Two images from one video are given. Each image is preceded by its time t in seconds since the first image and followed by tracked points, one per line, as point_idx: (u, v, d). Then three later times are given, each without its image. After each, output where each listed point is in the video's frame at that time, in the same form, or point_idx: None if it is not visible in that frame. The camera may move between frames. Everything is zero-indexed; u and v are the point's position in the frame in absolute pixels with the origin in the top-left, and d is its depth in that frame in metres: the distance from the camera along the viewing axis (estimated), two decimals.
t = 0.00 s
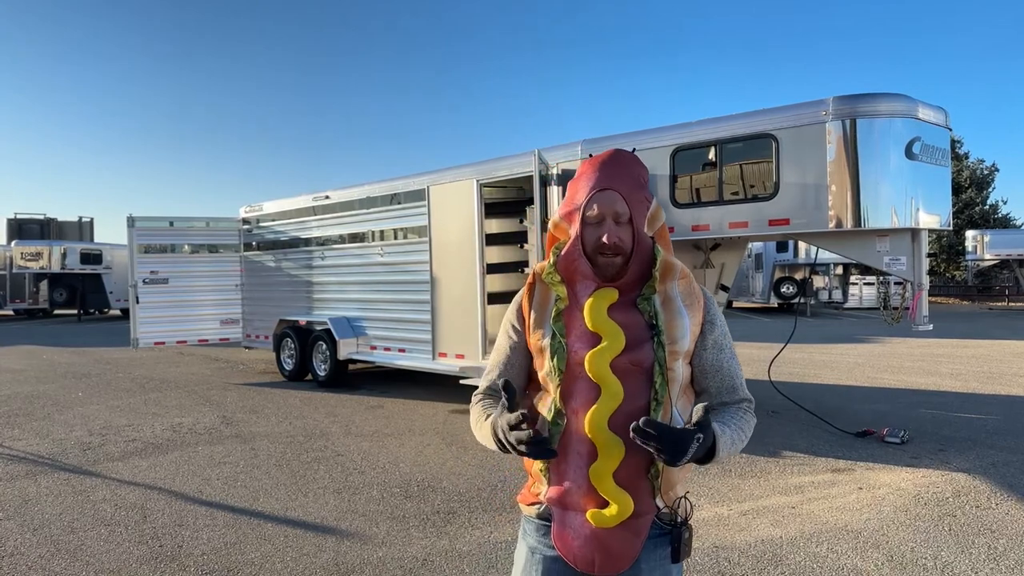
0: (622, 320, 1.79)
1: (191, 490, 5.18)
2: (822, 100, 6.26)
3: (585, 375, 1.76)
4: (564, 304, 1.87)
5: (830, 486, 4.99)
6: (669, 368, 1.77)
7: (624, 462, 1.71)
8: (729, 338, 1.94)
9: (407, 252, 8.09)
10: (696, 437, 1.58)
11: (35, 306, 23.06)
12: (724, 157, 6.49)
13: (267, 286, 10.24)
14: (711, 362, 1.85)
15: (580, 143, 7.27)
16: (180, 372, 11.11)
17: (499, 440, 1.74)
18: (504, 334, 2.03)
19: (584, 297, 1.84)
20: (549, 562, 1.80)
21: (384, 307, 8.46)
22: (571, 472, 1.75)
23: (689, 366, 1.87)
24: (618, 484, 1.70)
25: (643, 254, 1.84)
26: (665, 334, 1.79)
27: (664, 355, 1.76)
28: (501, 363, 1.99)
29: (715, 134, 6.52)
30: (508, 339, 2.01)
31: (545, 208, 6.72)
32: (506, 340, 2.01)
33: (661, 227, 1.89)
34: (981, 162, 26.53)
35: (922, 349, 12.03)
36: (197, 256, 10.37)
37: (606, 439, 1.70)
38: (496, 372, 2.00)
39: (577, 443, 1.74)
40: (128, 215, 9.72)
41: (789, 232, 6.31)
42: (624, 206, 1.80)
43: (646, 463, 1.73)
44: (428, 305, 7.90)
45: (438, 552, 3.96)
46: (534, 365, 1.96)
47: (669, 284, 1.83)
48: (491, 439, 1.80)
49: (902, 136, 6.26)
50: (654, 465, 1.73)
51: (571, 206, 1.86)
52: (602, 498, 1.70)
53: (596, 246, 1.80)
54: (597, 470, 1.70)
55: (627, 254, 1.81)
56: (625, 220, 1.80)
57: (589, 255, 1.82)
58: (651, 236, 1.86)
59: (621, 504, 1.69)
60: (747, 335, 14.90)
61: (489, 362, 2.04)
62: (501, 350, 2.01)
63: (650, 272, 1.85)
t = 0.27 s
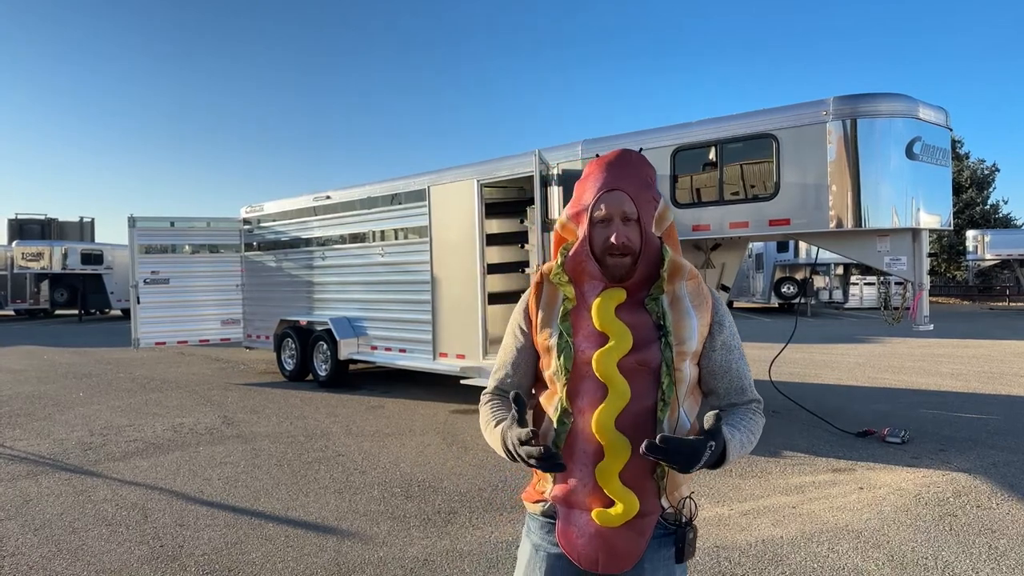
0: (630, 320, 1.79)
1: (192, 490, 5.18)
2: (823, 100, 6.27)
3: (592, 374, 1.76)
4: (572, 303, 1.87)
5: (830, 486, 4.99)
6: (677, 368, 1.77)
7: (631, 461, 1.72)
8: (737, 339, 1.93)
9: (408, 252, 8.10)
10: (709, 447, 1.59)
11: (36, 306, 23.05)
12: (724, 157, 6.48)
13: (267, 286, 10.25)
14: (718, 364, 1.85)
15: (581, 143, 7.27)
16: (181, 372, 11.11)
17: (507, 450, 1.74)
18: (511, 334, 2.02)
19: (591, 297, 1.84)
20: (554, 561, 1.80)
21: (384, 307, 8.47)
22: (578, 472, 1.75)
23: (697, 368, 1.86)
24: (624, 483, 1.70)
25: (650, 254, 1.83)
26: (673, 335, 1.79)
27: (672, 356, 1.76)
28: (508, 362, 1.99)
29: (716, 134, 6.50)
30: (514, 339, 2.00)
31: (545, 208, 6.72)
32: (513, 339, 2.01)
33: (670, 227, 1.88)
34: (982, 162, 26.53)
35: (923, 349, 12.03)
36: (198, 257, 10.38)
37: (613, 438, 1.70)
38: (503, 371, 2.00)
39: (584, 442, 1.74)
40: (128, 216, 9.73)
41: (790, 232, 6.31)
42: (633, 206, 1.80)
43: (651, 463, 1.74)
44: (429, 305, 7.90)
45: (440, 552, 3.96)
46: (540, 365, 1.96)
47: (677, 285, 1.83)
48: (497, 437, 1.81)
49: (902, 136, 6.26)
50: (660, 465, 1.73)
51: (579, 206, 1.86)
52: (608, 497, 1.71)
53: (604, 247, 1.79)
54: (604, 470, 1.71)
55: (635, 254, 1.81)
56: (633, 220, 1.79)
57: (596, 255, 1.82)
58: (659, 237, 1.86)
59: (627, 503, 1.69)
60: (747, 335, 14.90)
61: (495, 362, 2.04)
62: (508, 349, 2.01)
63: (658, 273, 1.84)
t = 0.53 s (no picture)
0: (632, 319, 1.78)
1: (192, 490, 5.18)
2: (823, 100, 6.26)
3: (594, 372, 1.76)
4: (574, 302, 1.87)
5: (830, 486, 4.99)
6: (679, 367, 1.77)
7: (631, 460, 1.71)
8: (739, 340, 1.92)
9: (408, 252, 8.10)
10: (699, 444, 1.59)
11: (36, 307, 23.04)
12: (724, 157, 6.48)
13: (267, 286, 10.25)
14: (720, 364, 1.84)
15: (581, 143, 7.26)
16: (181, 372, 11.12)
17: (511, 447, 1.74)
18: (513, 332, 2.02)
19: (594, 295, 1.84)
20: (554, 561, 1.80)
21: (385, 307, 8.46)
22: (579, 471, 1.75)
23: (699, 368, 1.86)
24: (624, 482, 1.70)
25: (655, 252, 1.83)
26: (675, 335, 1.78)
27: (674, 355, 1.76)
28: (510, 361, 1.99)
29: (716, 134, 6.50)
30: (517, 337, 2.00)
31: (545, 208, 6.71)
32: (516, 337, 2.01)
33: (674, 226, 1.88)
34: (982, 162, 26.53)
35: (923, 349, 12.03)
36: (198, 257, 10.38)
37: (614, 437, 1.70)
38: (505, 369, 1.99)
39: (584, 441, 1.74)
40: (129, 216, 9.73)
41: (790, 232, 6.31)
42: (637, 204, 1.79)
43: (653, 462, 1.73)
44: (429, 305, 7.90)
45: (440, 552, 3.96)
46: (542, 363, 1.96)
47: (680, 285, 1.83)
48: (502, 436, 1.81)
49: (903, 136, 6.26)
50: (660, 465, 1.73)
51: (584, 203, 1.86)
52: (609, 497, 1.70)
53: (609, 244, 1.79)
54: (604, 469, 1.70)
55: (639, 252, 1.81)
56: (637, 218, 1.79)
57: (600, 252, 1.82)
58: (663, 235, 1.85)
59: (627, 503, 1.69)
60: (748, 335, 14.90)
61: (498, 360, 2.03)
62: (511, 347, 2.01)
63: (662, 271, 1.84)
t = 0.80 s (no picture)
0: (633, 318, 1.78)
1: (191, 490, 5.18)
2: (823, 100, 6.26)
3: (594, 373, 1.76)
4: (575, 301, 1.86)
5: (830, 486, 4.99)
6: (680, 368, 1.76)
7: (631, 461, 1.71)
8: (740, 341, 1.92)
9: (408, 252, 8.09)
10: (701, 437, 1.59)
11: (36, 307, 23.01)
12: (724, 156, 6.47)
13: (267, 286, 10.24)
14: (721, 365, 1.83)
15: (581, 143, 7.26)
16: (181, 373, 11.12)
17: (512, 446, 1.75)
18: (514, 332, 2.01)
19: (595, 294, 1.83)
20: (554, 562, 1.80)
21: (384, 307, 8.46)
22: (578, 470, 1.74)
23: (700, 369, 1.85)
24: (623, 482, 1.69)
25: (656, 251, 1.83)
26: (677, 335, 1.78)
27: (675, 355, 1.75)
28: (511, 360, 1.98)
29: (716, 133, 6.50)
30: (517, 336, 2.00)
31: (545, 208, 6.70)
32: (517, 336, 2.00)
33: (676, 225, 1.87)
34: (982, 162, 26.55)
35: (923, 350, 12.03)
36: (198, 257, 10.38)
37: (614, 436, 1.70)
38: (506, 368, 1.99)
39: (584, 440, 1.73)
40: (128, 216, 9.73)
41: (790, 232, 6.30)
42: (640, 202, 1.79)
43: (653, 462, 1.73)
44: (429, 305, 7.90)
45: (439, 552, 3.95)
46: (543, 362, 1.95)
47: (682, 285, 1.82)
48: (502, 434, 1.81)
49: (902, 136, 6.25)
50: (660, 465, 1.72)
51: (586, 201, 1.85)
52: (608, 496, 1.70)
53: (610, 241, 1.79)
54: (603, 469, 1.70)
55: (640, 250, 1.80)
56: (640, 216, 1.78)
57: (601, 250, 1.81)
58: (665, 234, 1.85)
59: (627, 502, 1.68)
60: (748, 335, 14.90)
61: (498, 360, 2.03)
62: (511, 345, 2.00)
63: (664, 270, 1.83)
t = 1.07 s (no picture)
0: (635, 318, 1.78)
1: (191, 490, 5.18)
2: (823, 100, 6.25)
3: (596, 373, 1.75)
4: (577, 300, 1.85)
5: (830, 487, 4.98)
6: (682, 369, 1.76)
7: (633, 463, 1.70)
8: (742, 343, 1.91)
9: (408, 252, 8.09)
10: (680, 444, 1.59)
11: (36, 307, 22.99)
12: (724, 157, 6.47)
13: (267, 286, 10.24)
14: (722, 368, 1.83)
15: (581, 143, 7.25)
16: (181, 373, 11.12)
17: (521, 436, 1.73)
18: (516, 332, 2.00)
19: (598, 294, 1.82)
20: (556, 563, 1.79)
21: (384, 307, 8.46)
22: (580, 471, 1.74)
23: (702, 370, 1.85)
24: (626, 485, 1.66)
25: (659, 251, 1.82)
26: (679, 336, 1.78)
27: (677, 356, 1.76)
28: (513, 360, 1.97)
29: (716, 134, 6.50)
30: (520, 336, 1.99)
31: (545, 208, 6.69)
32: (519, 336, 1.99)
33: (680, 224, 1.86)
34: (983, 162, 26.55)
35: (923, 350, 12.03)
36: (199, 257, 10.38)
37: (615, 438, 1.65)
38: (508, 368, 1.98)
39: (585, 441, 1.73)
40: (129, 216, 9.73)
41: (790, 232, 6.30)
42: (644, 201, 1.78)
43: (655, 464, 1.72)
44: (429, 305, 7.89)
45: (439, 552, 3.95)
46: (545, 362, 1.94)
47: (685, 286, 1.82)
48: (506, 433, 1.81)
49: (902, 136, 6.25)
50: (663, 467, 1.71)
51: (590, 199, 1.84)
52: (610, 497, 1.69)
53: (614, 240, 1.78)
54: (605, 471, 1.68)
55: (644, 249, 1.80)
56: (643, 215, 1.78)
57: (605, 249, 1.80)
58: (669, 234, 1.84)
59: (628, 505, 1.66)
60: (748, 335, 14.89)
61: (500, 359, 2.01)
62: (514, 346, 2.00)
63: (667, 270, 1.83)
